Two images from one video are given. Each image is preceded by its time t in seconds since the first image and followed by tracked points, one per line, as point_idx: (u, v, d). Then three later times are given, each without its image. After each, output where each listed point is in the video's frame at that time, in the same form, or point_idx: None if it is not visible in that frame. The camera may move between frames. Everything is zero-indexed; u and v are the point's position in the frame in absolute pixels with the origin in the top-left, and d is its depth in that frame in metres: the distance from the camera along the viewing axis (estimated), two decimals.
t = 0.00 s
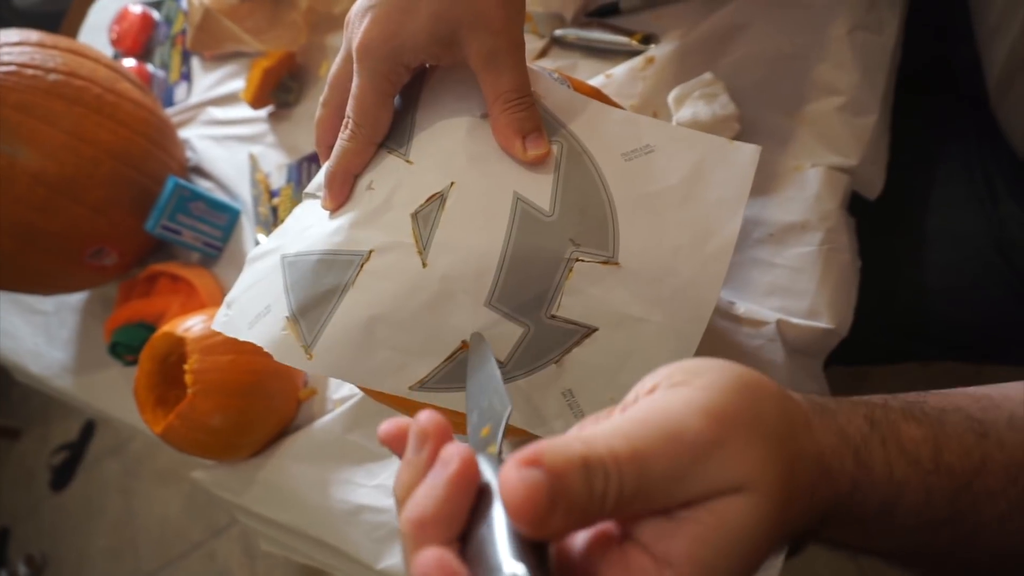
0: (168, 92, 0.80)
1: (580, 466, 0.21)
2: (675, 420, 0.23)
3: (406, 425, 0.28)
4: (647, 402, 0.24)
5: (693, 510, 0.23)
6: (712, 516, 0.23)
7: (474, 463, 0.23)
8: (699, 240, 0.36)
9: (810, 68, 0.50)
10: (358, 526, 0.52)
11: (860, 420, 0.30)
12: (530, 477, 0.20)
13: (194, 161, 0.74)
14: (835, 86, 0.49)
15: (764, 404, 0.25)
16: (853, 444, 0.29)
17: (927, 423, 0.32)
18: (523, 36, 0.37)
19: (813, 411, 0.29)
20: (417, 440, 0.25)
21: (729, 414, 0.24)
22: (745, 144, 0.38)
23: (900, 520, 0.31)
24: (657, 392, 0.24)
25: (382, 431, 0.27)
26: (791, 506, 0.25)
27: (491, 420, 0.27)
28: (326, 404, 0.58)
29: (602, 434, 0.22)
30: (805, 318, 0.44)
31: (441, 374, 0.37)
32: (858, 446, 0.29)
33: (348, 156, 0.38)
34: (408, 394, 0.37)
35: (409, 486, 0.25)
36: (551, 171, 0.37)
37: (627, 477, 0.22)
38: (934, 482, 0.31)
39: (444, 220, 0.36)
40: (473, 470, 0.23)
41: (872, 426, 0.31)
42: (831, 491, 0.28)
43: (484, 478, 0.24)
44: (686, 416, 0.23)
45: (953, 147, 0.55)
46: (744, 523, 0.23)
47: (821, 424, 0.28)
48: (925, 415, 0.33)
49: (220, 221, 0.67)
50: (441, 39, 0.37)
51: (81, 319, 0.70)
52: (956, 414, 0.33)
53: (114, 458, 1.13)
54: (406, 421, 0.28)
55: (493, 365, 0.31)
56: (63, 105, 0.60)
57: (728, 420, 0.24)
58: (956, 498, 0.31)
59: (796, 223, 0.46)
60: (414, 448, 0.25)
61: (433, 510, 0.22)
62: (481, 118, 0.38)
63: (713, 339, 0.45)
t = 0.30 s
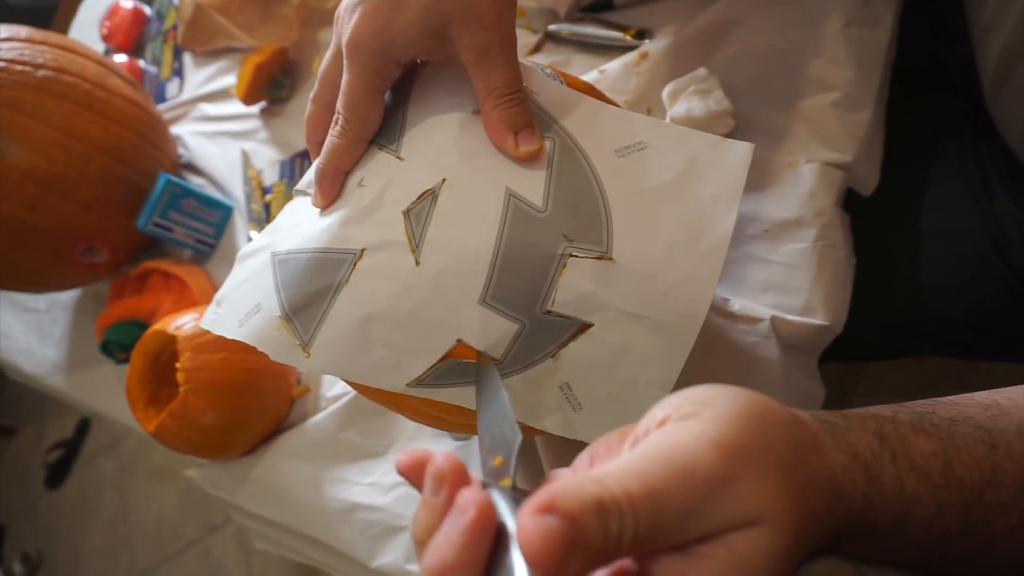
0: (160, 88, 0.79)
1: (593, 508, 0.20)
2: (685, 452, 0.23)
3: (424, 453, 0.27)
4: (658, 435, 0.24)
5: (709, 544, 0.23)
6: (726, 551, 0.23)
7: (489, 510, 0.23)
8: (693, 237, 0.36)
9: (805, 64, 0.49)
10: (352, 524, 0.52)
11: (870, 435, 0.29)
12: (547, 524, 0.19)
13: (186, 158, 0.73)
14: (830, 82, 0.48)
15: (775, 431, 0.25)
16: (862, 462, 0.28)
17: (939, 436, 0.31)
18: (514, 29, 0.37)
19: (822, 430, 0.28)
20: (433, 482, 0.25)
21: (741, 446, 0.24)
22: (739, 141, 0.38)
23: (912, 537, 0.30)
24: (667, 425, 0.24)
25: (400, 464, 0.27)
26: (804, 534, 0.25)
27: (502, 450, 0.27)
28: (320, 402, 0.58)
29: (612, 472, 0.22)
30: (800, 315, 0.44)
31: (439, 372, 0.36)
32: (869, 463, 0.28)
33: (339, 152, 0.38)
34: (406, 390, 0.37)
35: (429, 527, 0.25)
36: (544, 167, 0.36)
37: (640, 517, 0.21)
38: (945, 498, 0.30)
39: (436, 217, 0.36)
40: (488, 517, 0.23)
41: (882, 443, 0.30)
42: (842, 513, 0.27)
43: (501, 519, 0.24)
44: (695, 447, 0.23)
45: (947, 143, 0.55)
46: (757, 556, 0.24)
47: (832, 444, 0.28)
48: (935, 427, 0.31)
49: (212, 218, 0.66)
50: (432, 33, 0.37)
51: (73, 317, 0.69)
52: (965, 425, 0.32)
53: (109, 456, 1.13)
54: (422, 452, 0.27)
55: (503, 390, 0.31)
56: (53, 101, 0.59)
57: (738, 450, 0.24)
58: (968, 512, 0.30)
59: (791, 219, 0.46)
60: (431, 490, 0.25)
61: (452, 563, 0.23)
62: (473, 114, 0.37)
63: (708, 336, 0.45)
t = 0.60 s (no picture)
0: (159, 76, 0.79)
1: (643, 506, 0.21)
2: (729, 448, 0.23)
3: (458, 452, 0.28)
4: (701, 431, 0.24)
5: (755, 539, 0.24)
6: (772, 547, 0.24)
7: (535, 511, 0.23)
8: (697, 226, 0.36)
9: (809, 55, 0.49)
10: (352, 512, 0.52)
11: (898, 426, 0.30)
12: (599, 525, 0.20)
13: (186, 147, 0.73)
14: (833, 73, 0.48)
15: (815, 424, 0.25)
16: (893, 453, 0.28)
17: (965, 426, 0.31)
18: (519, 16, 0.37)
19: (856, 422, 0.28)
20: (476, 483, 0.26)
21: (784, 441, 0.24)
22: (743, 131, 0.38)
23: (943, 527, 0.30)
24: (709, 421, 0.25)
25: (437, 464, 0.28)
26: (848, 529, 0.25)
27: (534, 450, 0.28)
28: (320, 391, 0.58)
29: (657, 470, 0.22)
30: (801, 306, 0.44)
31: (441, 363, 0.36)
32: (901, 455, 0.28)
33: (341, 139, 0.38)
34: (406, 381, 0.37)
35: (472, 527, 0.26)
36: (548, 155, 0.36)
37: (690, 513, 0.22)
38: (973, 488, 0.30)
39: (440, 205, 0.36)
40: (532, 519, 0.23)
41: (911, 435, 0.30)
42: (878, 506, 0.27)
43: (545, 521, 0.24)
44: (738, 442, 0.24)
45: (949, 137, 0.55)
46: (805, 552, 0.24)
47: (866, 435, 0.28)
48: (960, 417, 0.32)
49: (212, 208, 0.66)
50: (436, 20, 0.36)
51: (72, 305, 0.69)
52: (989, 415, 0.32)
53: (107, 447, 1.13)
54: (457, 449, 0.28)
55: (521, 379, 0.31)
56: (52, 88, 0.59)
57: (781, 445, 0.24)
58: (995, 502, 0.31)
59: (793, 211, 0.46)
60: (474, 490, 0.26)
61: (499, 565, 0.23)
62: (476, 102, 0.37)
63: (710, 327, 0.45)
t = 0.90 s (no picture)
0: (171, 74, 0.80)
1: (658, 474, 0.22)
2: (741, 423, 0.25)
3: (477, 429, 0.30)
4: (713, 408, 0.26)
5: (764, 510, 0.25)
6: (781, 518, 0.25)
7: (553, 478, 0.25)
8: (707, 221, 0.37)
9: (818, 55, 0.50)
10: (359, 506, 0.52)
11: (906, 412, 0.31)
12: (614, 489, 0.21)
13: (197, 143, 0.74)
14: (842, 73, 0.49)
15: (823, 404, 0.27)
16: (900, 437, 0.30)
17: (971, 413, 0.33)
18: (534, 13, 0.37)
19: (864, 408, 0.30)
20: (495, 454, 0.27)
21: (793, 418, 0.26)
22: (754, 128, 0.39)
23: (947, 509, 0.31)
24: (721, 400, 0.26)
25: (456, 440, 0.29)
26: (853, 504, 0.27)
27: (552, 428, 0.29)
28: (328, 385, 0.58)
29: (672, 442, 0.23)
30: (808, 303, 0.44)
31: (454, 353, 0.37)
32: (907, 439, 0.30)
33: (357, 132, 0.38)
34: (421, 369, 0.37)
35: (492, 496, 0.27)
36: (561, 150, 0.37)
37: (704, 482, 0.23)
38: (978, 472, 0.32)
39: (454, 198, 0.36)
40: (552, 486, 0.25)
41: (916, 420, 0.31)
42: (884, 486, 0.29)
43: (562, 490, 0.25)
44: (750, 417, 0.25)
45: (956, 138, 0.55)
46: (813, 523, 0.25)
47: (872, 419, 0.29)
48: (967, 404, 0.34)
49: (223, 204, 0.67)
50: (452, 15, 0.37)
51: (83, 300, 0.70)
52: (996, 404, 0.34)
53: (113, 443, 1.13)
54: (476, 425, 0.30)
55: (544, 370, 0.32)
56: (67, 84, 0.60)
57: (790, 422, 0.26)
58: (1000, 487, 0.32)
59: (801, 209, 0.46)
60: (494, 460, 0.27)
61: (520, 526, 0.24)
62: (490, 97, 0.38)
63: (717, 324, 0.45)
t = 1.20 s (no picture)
0: (173, 78, 0.80)
1: (650, 465, 0.23)
2: (733, 417, 0.25)
3: (473, 423, 0.30)
4: (706, 402, 0.27)
5: (755, 502, 0.26)
6: (771, 510, 0.26)
7: (546, 468, 0.25)
8: (705, 220, 0.37)
9: (815, 56, 0.50)
10: (359, 507, 0.52)
11: (899, 410, 0.32)
12: (607, 479, 0.22)
13: (199, 147, 0.74)
14: (840, 74, 0.49)
15: (815, 399, 0.27)
16: (893, 434, 0.30)
17: (965, 410, 0.33)
18: (531, 14, 0.37)
19: (857, 404, 0.30)
20: (490, 445, 0.27)
21: (784, 411, 0.26)
22: (750, 128, 0.39)
23: (941, 506, 0.31)
24: (713, 394, 0.27)
25: (452, 432, 0.30)
26: (845, 498, 0.27)
27: (546, 424, 0.30)
28: (328, 387, 0.59)
29: (664, 435, 0.24)
30: (806, 304, 0.44)
31: (452, 352, 0.37)
32: (900, 435, 0.30)
33: (356, 133, 0.39)
34: (418, 369, 0.37)
35: (485, 487, 0.27)
36: (558, 149, 0.37)
37: (695, 474, 0.24)
38: (971, 469, 0.32)
39: (452, 197, 0.36)
40: (543, 476, 0.25)
41: (908, 416, 0.31)
42: (877, 483, 0.29)
43: (554, 481, 0.26)
44: (742, 411, 0.26)
45: (955, 140, 0.55)
46: (803, 515, 0.26)
47: (865, 416, 0.30)
48: (960, 402, 0.34)
49: (224, 207, 0.67)
50: (451, 15, 0.37)
51: (84, 303, 0.70)
52: (989, 402, 0.34)
53: (114, 448, 1.13)
54: (473, 418, 0.30)
55: (540, 367, 0.33)
56: (69, 87, 0.60)
57: (782, 416, 0.26)
58: (993, 485, 0.32)
59: (799, 210, 0.46)
60: (488, 451, 0.27)
61: (512, 515, 0.25)
62: (488, 97, 0.38)
63: (715, 324, 0.45)
